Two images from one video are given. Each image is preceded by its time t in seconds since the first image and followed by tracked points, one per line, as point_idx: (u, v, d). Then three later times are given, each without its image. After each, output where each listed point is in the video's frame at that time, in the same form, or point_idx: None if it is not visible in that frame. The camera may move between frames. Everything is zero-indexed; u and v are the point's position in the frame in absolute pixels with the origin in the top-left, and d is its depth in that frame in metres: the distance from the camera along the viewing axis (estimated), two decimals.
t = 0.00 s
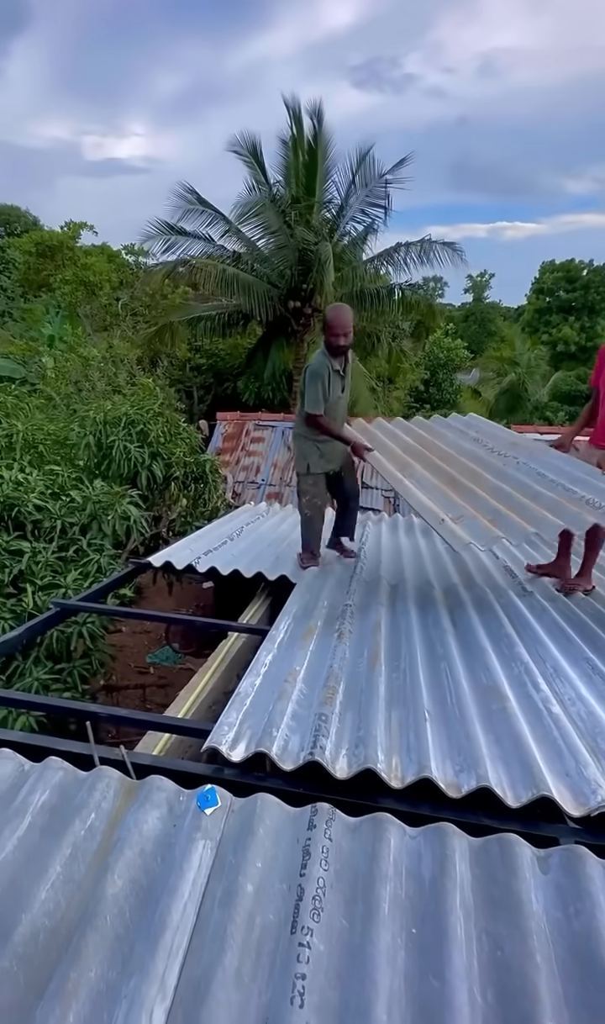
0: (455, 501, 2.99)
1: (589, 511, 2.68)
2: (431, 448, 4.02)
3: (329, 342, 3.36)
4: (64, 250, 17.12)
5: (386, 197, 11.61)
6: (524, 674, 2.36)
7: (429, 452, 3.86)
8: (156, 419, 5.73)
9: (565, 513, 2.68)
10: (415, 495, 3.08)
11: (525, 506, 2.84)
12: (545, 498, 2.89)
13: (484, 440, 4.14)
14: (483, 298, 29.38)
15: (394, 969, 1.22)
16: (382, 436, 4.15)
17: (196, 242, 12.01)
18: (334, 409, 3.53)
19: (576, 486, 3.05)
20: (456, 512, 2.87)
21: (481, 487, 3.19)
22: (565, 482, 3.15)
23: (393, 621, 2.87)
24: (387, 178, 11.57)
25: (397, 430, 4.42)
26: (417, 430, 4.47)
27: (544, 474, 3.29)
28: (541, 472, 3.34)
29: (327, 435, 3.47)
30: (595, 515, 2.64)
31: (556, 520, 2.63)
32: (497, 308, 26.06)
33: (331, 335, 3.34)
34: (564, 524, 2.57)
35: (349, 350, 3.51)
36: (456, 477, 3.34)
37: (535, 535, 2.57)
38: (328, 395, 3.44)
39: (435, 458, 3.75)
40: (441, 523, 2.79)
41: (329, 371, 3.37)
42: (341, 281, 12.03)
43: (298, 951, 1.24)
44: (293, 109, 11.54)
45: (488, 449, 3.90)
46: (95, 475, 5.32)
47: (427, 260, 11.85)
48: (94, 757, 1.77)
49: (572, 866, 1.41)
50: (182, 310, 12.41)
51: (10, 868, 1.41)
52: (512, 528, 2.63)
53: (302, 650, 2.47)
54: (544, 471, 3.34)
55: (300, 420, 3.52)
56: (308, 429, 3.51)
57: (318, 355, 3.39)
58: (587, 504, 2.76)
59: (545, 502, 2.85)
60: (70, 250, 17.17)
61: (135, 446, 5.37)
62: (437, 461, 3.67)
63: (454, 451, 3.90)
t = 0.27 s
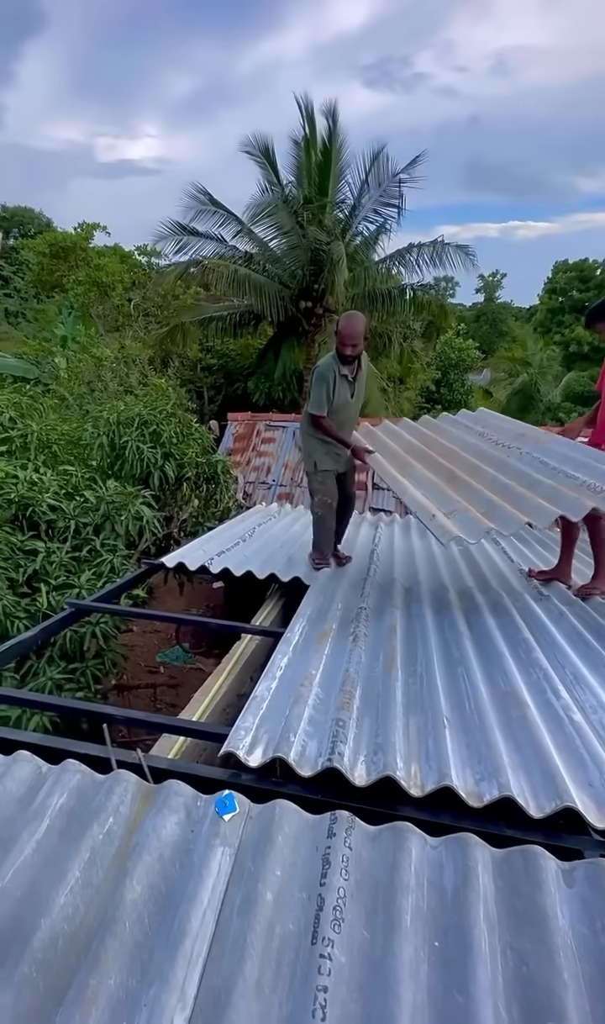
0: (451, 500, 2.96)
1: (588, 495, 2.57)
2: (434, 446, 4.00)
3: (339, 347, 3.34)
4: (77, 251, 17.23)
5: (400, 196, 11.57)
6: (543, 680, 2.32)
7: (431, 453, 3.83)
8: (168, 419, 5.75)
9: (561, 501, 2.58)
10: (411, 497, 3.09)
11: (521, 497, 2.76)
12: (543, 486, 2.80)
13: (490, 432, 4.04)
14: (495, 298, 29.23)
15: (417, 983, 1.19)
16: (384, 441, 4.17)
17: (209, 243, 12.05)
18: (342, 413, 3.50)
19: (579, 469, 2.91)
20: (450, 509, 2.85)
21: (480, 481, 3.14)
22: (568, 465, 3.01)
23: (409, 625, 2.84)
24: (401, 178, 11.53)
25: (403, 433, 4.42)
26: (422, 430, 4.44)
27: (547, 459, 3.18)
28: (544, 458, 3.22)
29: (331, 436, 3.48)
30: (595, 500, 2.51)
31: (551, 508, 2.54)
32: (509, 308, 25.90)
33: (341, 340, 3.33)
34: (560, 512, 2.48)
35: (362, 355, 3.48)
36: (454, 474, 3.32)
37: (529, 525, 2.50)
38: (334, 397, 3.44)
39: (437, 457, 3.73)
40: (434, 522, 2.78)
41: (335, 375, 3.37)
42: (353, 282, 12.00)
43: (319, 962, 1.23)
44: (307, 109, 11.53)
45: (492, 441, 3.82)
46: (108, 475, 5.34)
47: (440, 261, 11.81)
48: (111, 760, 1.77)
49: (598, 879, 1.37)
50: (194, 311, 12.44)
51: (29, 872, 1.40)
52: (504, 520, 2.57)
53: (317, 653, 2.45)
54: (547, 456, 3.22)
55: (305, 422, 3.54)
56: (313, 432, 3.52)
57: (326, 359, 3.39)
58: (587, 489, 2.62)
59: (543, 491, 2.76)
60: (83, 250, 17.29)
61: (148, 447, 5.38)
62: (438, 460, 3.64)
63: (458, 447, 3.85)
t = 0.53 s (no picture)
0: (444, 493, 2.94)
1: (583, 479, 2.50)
2: (431, 438, 3.96)
3: (338, 348, 3.28)
4: (84, 253, 17.30)
5: (407, 197, 11.55)
6: (558, 687, 2.28)
7: (428, 446, 3.79)
8: (175, 421, 5.74)
9: (552, 488, 2.52)
10: (405, 491, 3.07)
11: (514, 486, 2.71)
12: (536, 473, 2.74)
13: (490, 419, 3.96)
14: (500, 299, 29.18)
15: (436, 1001, 1.16)
16: (383, 438, 4.15)
17: (215, 244, 12.06)
18: (342, 414, 3.44)
19: (575, 453, 2.83)
20: (443, 502, 2.82)
21: (475, 472, 3.10)
22: (565, 449, 2.93)
23: (420, 630, 2.81)
24: (408, 179, 11.51)
25: (402, 427, 4.38)
26: (422, 423, 4.38)
27: (543, 445, 3.10)
28: (541, 443, 3.14)
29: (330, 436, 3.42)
30: (589, 484, 2.43)
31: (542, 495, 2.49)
32: (515, 309, 25.84)
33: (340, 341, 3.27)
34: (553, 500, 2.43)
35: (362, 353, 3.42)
36: (448, 467, 3.28)
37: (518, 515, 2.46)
38: (332, 397, 3.38)
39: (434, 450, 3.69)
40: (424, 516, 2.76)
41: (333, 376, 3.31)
42: (360, 283, 11.98)
43: (336, 978, 1.20)
44: (314, 110, 11.53)
45: (491, 428, 3.76)
46: (116, 477, 5.33)
47: (446, 261, 11.78)
48: (122, 767, 1.75)
49: None
50: (200, 312, 12.45)
51: (40, 882, 1.38)
52: (494, 511, 2.53)
53: (328, 658, 2.43)
54: (544, 442, 3.14)
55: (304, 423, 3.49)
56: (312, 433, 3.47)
57: (325, 359, 3.33)
58: (581, 472, 2.56)
59: (537, 479, 2.70)
60: (89, 252, 17.36)
61: (155, 449, 5.37)
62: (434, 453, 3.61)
63: (457, 438, 3.79)
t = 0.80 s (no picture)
0: (431, 491, 2.92)
1: (569, 469, 2.47)
2: (421, 434, 3.92)
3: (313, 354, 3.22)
4: (87, 257, 17.35)
5: (410, 200, 11.58)
6: (568, 694, 2.25)
7: (417, 441, 3.76)
8: (179, 424, 5.73)
9: (540, 481, 2.49)
10: (392, 490, 3.05)
11: (502, 479, 2.68)
12: (524, 466, 2.70)
13: (479, 412, 3.92)
14: (502, 302, 29.20)
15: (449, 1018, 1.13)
16: (372, 434, 4.11)
17: (218, 248, 12.09)
18: (324, 417, 3.35)
19: (563, 443, 2.79)
20: (431, 501, 2.80)
21: (463, 468, 3.07)
22: (553, 439, 2.89)
23: (427, 635, 2.79)
24: (411, 182, 11.53)
25: (391, 422, 4.34)
26: (411, 417, 4.34)
27: (532, 437, 3.07)
28: (530, 434, 3.11)
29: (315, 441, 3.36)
30: (576, 474, 2.40)
31: (529, 489, 2.45)
32: (517, 312, 25.86)
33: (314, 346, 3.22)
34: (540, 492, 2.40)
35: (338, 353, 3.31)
36: (436, 465, 3.26)
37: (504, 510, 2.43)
38: (313, 401, 3.29)
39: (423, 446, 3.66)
40: (412, 516, 2.74)
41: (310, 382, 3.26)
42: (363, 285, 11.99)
43: (346, 994, 1.17)
44: (316, 114, 11.56)
45: (481, 421, 3.71)
46: (119, 480, 5.33)
47: (449, 264, 11.79)
48: (127, 776, 1.73)
49: None
50: (203, 315, 12.46)
51: (45, 893, 1.36)
52: (481, 507, 2.51)
53: (334, 664, 2.40)
54: (534, 433, 3.09)
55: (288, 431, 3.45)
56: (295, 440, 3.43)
57: (303, 366, 3.29)
58: (568, 463, 2.52)
59: (525, 471, 2.67)
60: (93, 257, 17.42)
61: (159, 452, 5.37)
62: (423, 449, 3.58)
63: (445, 433, 3.76)
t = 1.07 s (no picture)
0: (410, 488, 2.90)
1: (549, 473, 2.51)
2: (404, 439, 3.94)
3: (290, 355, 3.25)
4: (90, 263, 17.47)
5: (411, 205, 11.65)
6: (567, 699, 2.25)
7: (401, 446, 3.78)
8: (180, 429, 5.76)
9: (519, 483, 2.51)
10: (371, 486, 3.04)
11: (481, 480, 2.70)
12: (503, 470, 2.73)
13: (464, 425, 3.96)
14: (503, 306, 29.28)
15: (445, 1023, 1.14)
16: (356, 438, 4.11)
17: (219, 254, 12.16)
18: (304, 418, 3.38)
19: (543, 452, 2.83)
20: (409, 496, 2.78)
21: (443, 470, 3.08)
22: (534, 448, 2.93)
23: (426, 640, 2.79)
24: (412, 187, 11.61)
25: (376, 429, 4.35)
26: (396, 425, 4.36)
27: (512, 446, 3.10)
28: (512, 443, 3.15)
29: (297, 442, 3.37)
30: (554, 478, 2.43)
31: (508, 490, 2.47)
32: (518, 316, 25.92)
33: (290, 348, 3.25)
34: (517, 494, 2.42)
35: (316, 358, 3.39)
36: (417, 465, 3.26)
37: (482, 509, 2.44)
38: (293, 403, 3.34)
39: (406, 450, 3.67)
40: (388, 510, 2.71)
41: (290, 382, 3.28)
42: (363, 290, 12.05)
43: (343, 998, 1.18)
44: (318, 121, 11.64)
45: (465, 431, 3.75)
46: (121, 485, 5.35)
47: (449, 268, 11.84)
48: (126, 780, 1.73)
49: None
50: (205, 321, 12.52)
51: (43, 897, 1.37)
52: (459, 504, 2.51)
53: (333, 668, 2.41)
54: (515, 443, 3.13)
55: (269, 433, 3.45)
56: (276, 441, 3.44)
57: (280, 368, 3.31)
58: (548, 469, 2.55)
59: (504, 474, 2.70)
60: (95, 263, 17.53)
61: (160, 457, 5.39)
62: (406, 452, 3.58)
63: (429, 440, 3.78)
